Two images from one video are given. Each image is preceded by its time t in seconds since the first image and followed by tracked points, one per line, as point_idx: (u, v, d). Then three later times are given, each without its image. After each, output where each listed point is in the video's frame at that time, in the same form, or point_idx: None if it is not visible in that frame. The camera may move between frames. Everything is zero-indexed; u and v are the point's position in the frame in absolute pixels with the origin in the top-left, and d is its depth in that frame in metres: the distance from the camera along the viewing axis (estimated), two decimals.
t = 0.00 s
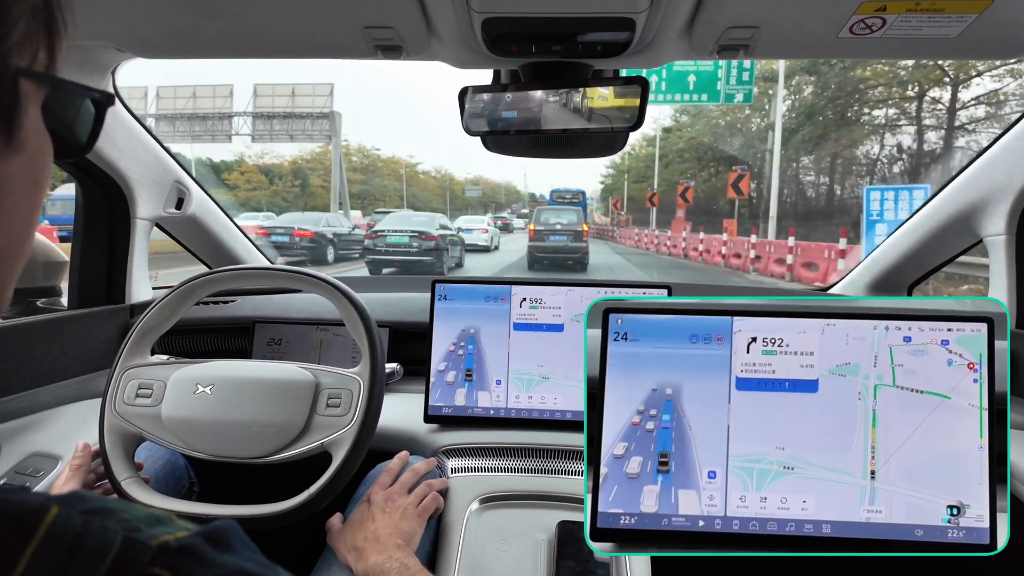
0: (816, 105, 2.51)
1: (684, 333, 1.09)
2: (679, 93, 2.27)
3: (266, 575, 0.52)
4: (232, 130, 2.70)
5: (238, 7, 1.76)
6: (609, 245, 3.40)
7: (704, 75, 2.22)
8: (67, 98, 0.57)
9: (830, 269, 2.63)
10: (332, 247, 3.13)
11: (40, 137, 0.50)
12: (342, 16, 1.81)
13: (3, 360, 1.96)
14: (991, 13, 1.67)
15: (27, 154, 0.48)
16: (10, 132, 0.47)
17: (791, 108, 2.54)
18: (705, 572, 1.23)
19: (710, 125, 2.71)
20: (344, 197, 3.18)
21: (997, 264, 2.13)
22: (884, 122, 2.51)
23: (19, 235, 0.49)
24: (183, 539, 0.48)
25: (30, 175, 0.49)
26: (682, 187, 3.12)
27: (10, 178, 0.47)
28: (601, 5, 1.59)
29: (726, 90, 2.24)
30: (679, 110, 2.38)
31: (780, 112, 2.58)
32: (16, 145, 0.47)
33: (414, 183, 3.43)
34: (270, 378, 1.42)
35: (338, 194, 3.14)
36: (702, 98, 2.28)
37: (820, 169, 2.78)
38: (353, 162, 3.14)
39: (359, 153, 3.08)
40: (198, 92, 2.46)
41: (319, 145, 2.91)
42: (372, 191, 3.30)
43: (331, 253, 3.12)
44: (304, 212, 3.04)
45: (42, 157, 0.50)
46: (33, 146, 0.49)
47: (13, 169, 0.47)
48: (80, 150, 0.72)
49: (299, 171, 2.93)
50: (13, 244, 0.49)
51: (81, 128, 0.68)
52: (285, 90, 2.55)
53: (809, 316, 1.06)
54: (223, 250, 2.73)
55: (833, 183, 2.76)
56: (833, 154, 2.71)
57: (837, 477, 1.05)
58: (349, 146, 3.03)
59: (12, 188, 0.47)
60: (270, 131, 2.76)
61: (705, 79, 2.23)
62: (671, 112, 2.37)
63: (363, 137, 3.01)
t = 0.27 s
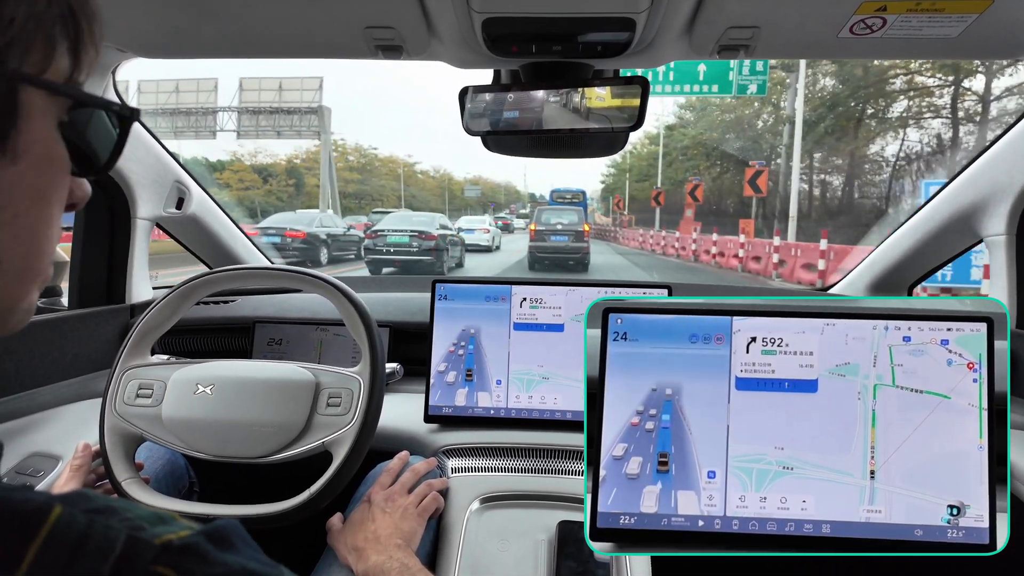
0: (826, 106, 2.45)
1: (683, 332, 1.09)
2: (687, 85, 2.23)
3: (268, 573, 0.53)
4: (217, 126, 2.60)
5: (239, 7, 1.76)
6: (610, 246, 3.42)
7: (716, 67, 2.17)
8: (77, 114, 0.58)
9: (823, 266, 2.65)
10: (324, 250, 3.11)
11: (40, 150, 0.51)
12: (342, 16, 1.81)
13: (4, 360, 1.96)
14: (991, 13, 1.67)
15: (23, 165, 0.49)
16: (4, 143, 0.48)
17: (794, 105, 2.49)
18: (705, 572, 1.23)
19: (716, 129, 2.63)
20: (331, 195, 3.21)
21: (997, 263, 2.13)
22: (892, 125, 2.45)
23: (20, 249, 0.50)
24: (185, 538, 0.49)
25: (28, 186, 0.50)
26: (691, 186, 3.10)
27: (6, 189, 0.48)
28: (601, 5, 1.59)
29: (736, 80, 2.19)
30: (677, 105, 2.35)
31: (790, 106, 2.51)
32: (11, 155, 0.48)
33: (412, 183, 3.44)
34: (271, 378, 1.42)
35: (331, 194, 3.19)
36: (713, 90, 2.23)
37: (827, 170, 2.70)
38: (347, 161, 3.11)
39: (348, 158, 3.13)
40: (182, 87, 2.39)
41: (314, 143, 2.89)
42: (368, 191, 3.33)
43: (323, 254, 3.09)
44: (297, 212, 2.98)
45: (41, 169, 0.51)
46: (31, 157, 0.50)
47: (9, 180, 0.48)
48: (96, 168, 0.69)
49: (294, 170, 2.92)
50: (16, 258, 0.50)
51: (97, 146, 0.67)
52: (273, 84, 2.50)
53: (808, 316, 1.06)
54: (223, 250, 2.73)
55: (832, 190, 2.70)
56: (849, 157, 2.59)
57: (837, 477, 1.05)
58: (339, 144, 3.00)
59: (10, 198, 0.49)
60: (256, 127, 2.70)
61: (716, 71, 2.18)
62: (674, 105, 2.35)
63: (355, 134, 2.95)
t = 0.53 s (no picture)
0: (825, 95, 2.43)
1: (684, 330, 1.09)
2: (696, 75, 2.23)
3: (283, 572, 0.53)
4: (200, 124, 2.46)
5: (238, 8, 1.76)
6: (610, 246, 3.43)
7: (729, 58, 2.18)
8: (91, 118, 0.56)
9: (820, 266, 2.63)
10: (317, 251, 2.97)
11: (50, 153, 0.50)
12: (342, 16, 1.81)
13: (7, 361, 1.96)
14: (991, 9, 1.67)
15: (33, 168, 0.49)
16: (12, 145, 0.47)
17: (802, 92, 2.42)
18: (707, 570, 1.23)
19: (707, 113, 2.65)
20: (325, 194, 3.08)
21: (998, 259, 2.12)
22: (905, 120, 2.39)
23: (29, 255, 0.49)
24: (200, 536, 0.49)
25: (37, 190, 0.49)
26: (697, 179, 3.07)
27: (17, 192, 0.47)
28: (601, 3, 1.59)
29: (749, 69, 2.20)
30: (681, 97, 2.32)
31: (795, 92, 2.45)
32: (20, 158, 0.48)
33: (410, 182, 3.39)
34: (271, 378, 1.42)
35: (327, 193, 3.08)
36: (726, 80, 2.24)
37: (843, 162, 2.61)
38: (339, 160, 3.00)
39: (342, 159, 2.99)
40: (162, 80, 2.33)
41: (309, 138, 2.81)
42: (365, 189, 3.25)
43: (315, 255, 2.98)
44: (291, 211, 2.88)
45: (51, 172, 0.50)
46: (40, 160, 0.49)
47: (18, 182, 0.47)
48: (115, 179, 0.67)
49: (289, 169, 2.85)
50: (25, 264, 0.49)
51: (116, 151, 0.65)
52: (258, 76, 2.46)
53: (808, 314, 1.06)
54: (223, 250, 2.73)
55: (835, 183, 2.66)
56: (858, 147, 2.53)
57: (838, 475, 1.06)
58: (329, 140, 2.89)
59: (19, 202, 0.48)
60: (240, 123, 2.66)
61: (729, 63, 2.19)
62: (678, 100, 2.32)
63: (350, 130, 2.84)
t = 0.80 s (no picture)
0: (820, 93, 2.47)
1: (684, 330, 1.09)
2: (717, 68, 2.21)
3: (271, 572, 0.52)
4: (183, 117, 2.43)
5: (238, 8, 1.77)
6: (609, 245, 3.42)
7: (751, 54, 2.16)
8: (72, 116, 0.57)
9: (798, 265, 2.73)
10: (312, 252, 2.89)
11: (35, 152, 0.51)
12: (341, 17, 1.81)
13: (6, 362, 1.96)
14: (991, 8, 1.67)
15: (16, 168, 0.49)
16: None
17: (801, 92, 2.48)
18: (708, 570, 1.23)
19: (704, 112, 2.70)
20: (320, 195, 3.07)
21: (998, 258, 2.13)
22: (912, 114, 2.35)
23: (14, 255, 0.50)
24: (186, 534, 0.49)
25: (20, 190, 0.50)
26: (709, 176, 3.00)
27: None
28: (600, 4, 1.59)
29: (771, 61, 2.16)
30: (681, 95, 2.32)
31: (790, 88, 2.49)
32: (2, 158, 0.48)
33: (407, 181, 3.27)
34: (271, 379, 1.42)
35: (319, 194, 3.07)
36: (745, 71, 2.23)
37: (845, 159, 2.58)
38: (336, 162, 3.00)
39: (340, 160, 3.00)
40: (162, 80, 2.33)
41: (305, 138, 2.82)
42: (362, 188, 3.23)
43: (309, 255, 2.90)
44: (284, 213, 2.84)
45: (35, 171, 0.51)
46: (23, 159, 0.50)
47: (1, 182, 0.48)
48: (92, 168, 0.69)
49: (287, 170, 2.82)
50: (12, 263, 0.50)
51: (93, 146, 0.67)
52: (242, 69, 2.42)
53: (808, 314, 1.06)
54: (223, 251, 2.73)
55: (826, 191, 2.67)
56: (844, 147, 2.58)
57: (838, 475, 1.06)
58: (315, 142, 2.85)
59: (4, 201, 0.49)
60: (224, 118, 2.59)
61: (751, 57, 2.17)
62: (677, 100, 2.32)
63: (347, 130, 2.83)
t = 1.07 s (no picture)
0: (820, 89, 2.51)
1: (686, 328, 1.09)
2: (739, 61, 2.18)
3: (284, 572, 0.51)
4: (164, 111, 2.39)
5: (238, 8, 1.77)
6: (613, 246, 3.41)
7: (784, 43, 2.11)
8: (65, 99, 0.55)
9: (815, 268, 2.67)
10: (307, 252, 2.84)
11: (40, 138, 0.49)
12: (342, 17, 1.81)
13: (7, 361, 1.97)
14: (991, 8, 1.67)
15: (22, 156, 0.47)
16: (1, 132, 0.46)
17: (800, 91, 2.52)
18: (708, 570, 1.23)
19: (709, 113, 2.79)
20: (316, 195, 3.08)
21: (998, 258, 2.13)
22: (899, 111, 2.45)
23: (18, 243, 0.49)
24: (198, 533, 0.49)
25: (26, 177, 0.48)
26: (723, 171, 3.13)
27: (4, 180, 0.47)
28: (600, 3, 1.59)
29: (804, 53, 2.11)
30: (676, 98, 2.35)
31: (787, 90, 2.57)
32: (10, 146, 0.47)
33: (404, 180, 3.34)
34: (271, 380, 1.42)
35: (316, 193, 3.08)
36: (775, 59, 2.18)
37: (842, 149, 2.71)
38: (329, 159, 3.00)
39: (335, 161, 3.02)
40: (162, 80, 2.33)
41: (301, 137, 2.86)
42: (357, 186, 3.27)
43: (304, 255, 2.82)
44: (278, 212, 2.84)
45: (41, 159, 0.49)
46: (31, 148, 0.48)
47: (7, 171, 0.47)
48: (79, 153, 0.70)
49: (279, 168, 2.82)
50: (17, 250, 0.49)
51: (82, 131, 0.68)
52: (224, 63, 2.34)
53: (807, 313, 1.06)
54: (224, 251, 2.72)
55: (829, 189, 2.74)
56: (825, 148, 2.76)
57: (837, 475, 1.06)
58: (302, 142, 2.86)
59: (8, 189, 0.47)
60: (205, 113, 2.48)
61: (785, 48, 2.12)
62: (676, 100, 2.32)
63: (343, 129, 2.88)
